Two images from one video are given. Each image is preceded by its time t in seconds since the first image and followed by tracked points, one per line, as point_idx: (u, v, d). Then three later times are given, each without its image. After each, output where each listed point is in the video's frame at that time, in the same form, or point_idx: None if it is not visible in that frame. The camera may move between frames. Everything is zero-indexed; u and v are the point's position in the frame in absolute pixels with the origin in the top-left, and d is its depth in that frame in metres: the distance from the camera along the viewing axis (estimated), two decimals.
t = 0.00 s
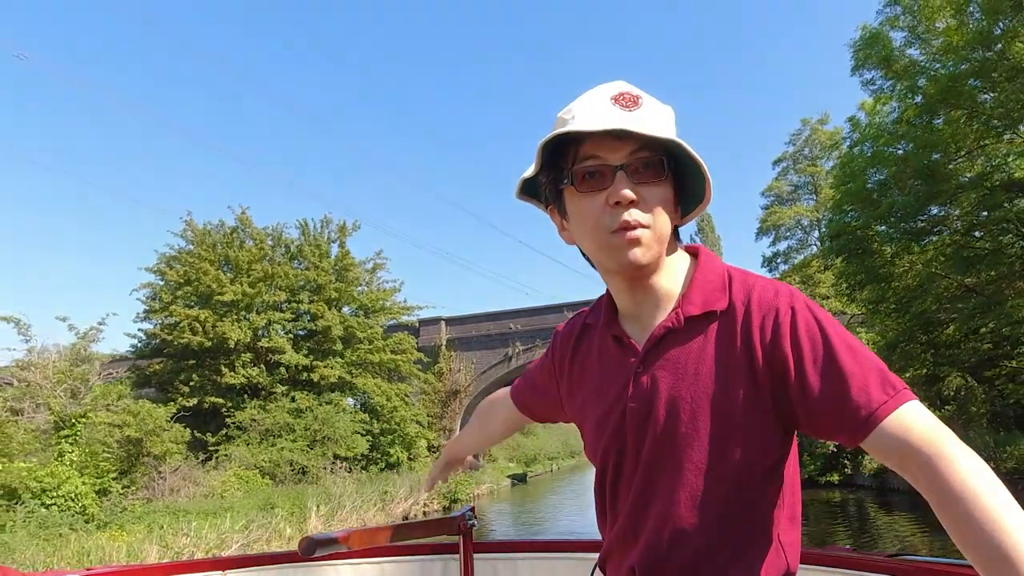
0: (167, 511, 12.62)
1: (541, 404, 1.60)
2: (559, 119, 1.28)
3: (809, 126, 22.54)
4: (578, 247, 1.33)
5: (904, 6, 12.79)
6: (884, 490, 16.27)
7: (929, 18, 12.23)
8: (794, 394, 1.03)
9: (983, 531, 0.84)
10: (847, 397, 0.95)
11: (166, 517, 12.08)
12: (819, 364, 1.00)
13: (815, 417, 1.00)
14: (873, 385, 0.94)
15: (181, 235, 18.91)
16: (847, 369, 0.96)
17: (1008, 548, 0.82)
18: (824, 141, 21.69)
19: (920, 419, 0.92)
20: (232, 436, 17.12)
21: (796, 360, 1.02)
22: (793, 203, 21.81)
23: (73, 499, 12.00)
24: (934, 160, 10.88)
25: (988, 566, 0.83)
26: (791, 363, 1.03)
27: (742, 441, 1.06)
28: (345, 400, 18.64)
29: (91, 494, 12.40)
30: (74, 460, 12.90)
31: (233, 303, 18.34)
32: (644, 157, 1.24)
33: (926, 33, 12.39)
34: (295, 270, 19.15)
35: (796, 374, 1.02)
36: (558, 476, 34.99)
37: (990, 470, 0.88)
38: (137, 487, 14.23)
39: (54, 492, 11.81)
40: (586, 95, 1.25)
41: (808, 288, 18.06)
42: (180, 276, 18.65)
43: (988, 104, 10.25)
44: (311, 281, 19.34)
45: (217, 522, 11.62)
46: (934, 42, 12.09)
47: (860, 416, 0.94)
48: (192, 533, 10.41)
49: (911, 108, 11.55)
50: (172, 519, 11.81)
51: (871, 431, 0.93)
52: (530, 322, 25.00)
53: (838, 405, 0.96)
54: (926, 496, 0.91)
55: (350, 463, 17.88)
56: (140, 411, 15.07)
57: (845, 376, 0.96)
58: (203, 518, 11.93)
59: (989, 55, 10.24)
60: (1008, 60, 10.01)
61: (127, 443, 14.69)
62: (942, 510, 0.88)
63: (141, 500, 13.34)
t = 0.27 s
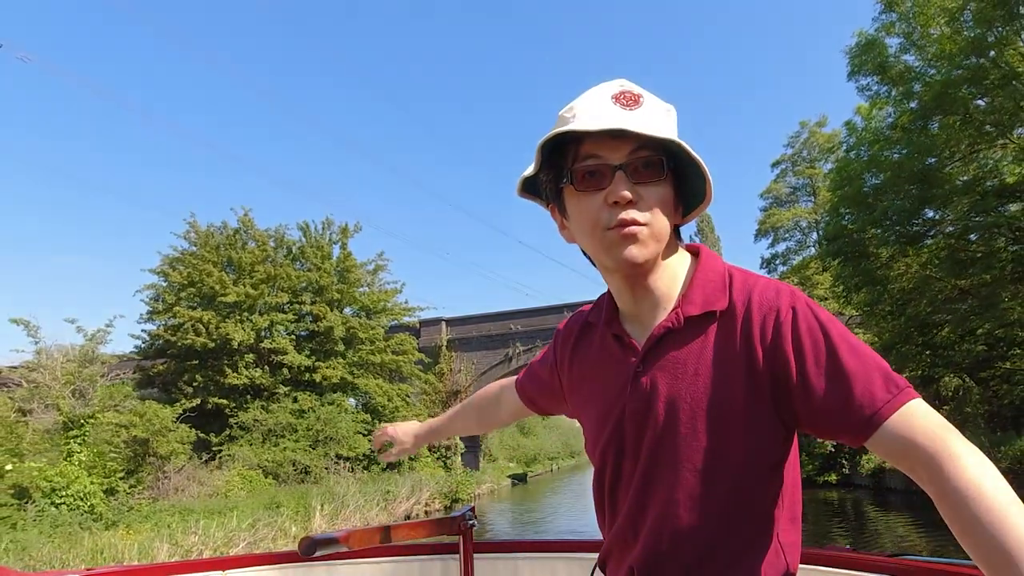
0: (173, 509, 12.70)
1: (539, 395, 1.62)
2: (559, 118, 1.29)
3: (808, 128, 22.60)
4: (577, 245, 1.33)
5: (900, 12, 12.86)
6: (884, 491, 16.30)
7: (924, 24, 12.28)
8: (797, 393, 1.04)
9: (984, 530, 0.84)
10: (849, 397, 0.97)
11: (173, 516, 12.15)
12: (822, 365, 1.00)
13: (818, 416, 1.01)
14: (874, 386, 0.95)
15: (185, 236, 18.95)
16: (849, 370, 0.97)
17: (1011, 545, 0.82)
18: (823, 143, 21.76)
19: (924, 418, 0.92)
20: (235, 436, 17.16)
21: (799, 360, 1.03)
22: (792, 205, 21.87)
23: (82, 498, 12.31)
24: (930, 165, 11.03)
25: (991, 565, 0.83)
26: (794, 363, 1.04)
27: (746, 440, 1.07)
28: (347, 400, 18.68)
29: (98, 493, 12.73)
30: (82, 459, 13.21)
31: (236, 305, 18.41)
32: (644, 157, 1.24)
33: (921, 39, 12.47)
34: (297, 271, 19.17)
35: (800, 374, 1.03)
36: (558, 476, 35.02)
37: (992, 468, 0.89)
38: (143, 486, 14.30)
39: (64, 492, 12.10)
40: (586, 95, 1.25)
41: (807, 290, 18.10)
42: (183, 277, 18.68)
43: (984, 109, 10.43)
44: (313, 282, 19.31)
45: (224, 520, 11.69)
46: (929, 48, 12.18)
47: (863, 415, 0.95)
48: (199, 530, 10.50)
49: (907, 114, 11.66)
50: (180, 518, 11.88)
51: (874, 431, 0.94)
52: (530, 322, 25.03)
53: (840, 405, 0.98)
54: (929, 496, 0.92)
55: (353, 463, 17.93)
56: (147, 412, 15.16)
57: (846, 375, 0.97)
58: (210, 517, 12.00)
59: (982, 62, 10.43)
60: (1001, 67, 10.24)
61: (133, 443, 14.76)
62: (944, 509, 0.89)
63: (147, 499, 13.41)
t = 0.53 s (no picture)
0: (179, 509, 12.75)
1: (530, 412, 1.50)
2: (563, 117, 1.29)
3: (806, 130, 22.63)
4: (581, 244, 1.33)
5: (895, 19, 12.90)
6: (884, 491, 16.32)
7: (918, 30, 12.30)
8: (799, 392, 1.05)
9: (978, 530, 0.85)
10: (849, 396, 0.98)
11: (179, 516, 12.19)
12: (822, 365, 1.01)
13: (818, 416, 1.02)
14: (874, 383, 0.96)
15: (188, 238, 18.96)
16: (849, 368, 0.99)
17: (1005, 546, 0.82)
18: (822, 145, 21.80)
19: (919, 421, 0.94)
20: (239, 436, 17.20)
21: (801, 359, 1.04)
22: (791, 207, 21.91)
23: (90, 498, 12.40)
24: (928, 169, 11.13)
25: (984, 566, 0.83)
26: (796, 362, 1.05)
27: (750, 437, 1.07)
28: (348, 400, 18.70)
29: (106, 493, 12.82)
30: (90, 460, 13.30)
31: (239, 306, 18.43)
32: (649, 155, 1.24)
33: (916, 44, 12.50)
34: (299, 273, 19.15)
35: (801, 373, 1.04)
36: (558, 476, 35.06)
37: (984, 469, 0.90)
38: (149, 486, 14.32)
39: (72, 492, 12.17)
40: (591, 94, 1.26)
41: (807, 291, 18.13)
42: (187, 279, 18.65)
43: (977, 116, 10.56)
44: (315, 284, 19.29)
45: (230, 520, 11.72)
46: (924, 54, 12.22)
47: (859, 415, 0.96)
48: (207, 530, 10.54)
49: (903, 120, 11.71)
50: (187, 517, 11.93)
51: (873, 429, 0.95)
52: (530, 323, 25.05)
53: (842, 403, 0.99)
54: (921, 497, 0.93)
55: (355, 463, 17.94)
56: (153, 413, 15.20)
57: (843, 376, 0.99)
58: (216, 517, 12.04)
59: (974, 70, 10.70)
60: (993, 74, 10.53)
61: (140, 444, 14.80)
62: (936, 512, 0.90)
63: (153, 499, 13.46)
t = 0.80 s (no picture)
0: (185, 508, 12.78)
1: (514, 420, 1.46)
2: (572, 112, 1.28)
3: (805, 132, 22.69)
4: (586, 242, 1.32)
5: (892, 24, 12.95)
6: (885, 491, 16.34)
7: (914, 37, 12.30)
8: (803, 394, 1.05)
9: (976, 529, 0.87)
10: (850, 397, 0.98)
11: (185, 515, 12.21)
12: (824, 366, 1.02)
13: (820, 417, 1.03)
14: (875, 385, 0.97)
15: (191, 239, 18.98)
16: (853, 369, 0.99)
17: (1001, 548, 0.85)
18: (820, 147, 21.86)
19: (918, 422, 0.95)
20: (241, 437, 17.21)
21: (804, 359, 1.05)
22: (789, 209, 21.96)
23: (98, 497, 12.45)
24: (925, 172, 11.17)
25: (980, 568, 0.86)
26: (799, 363, 1.05)
27: (754, 440, 1.08)
28: (350, 401, 18.73)
29: (114, 492, 12.86)
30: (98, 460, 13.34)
31: (241, 307, 18.46)
32: (659, 153, 1.24)
33: (911, 50, 12.54)
34: (300, 274, 19.16)
35: (805, 373, 1.05)
36: (557, 476, 35.06)
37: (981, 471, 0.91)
38: (155, 485, 14.32)
39: (81, 490, 12.21)
40: (601, 90, 1.25)
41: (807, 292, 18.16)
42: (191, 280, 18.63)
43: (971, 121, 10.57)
44: (317, 285, 19.30)
45: (236, 519, 11.76)
46: (919, 59, 12.26)
47: (860, 415, 0.97)
48: (215, 528, 10.60)
49: (897, 125, 11.75)
50: (194, 516, 11.98)
51: (874, 431, 0.96)
52: (530, 323, 25.08)
53: (844, 404, 0.99)
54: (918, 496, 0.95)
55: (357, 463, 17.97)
56: (159, 413, 15.23)
57: (844, 376, 0.99)
58: (223, 516, 12.07)
59: (964, 77, 10.70)
60: (989, 77, 10.62)
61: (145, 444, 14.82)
62: (935, 512, 0.91)
63: (160, 498, 13.48)
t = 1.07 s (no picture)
0: (192, 507, 12.78)
1: (515, 414, 1.51)
2: (569, 109, 1.29)
3: (803, 135, 22.72)
4: (581, 238, 1.33)
5: (887, 30, 12.96)
6: (885, 491, 16.37)
7: (909, 42, 12.29)
8: (799, 388, 1.05)
9: (983, 529, 0.86)
10: (846, 390, 0.98)
11: (193, 514, 12.21)
12: (820, 364, 1.01)
13: (817, 412, 1.03)
14: (872, 377, 0.96)
15: (194, 241, 18.96)
16: (847, 364, 0.99)
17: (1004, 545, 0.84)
18: (818, 150, 21.89)
19: (920, 417, 0.94)
20: (245, 437, 17.24)
21: (799, 353, 1.04)
22: (788, 210, 21.99)
23: (107, 497, 12.45)
24: (922, 174, 11.18)
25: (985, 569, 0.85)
26: (794, 357, 1.05)
27: (752, 437, 1.08)
28: (352, 401, 18.74)
29: (121, 491, 12.81)
30: (106, 459, 13.34)
31: (244, 309, 18.45)
32: (654, 152, 1.25)
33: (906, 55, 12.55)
34: (302, 276, 19.14)
35: (799, 367, 1.04)
36: (557, 476, 35.07)
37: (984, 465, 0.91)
38: (161, 486, 14.26)
39: (90, 489, 12.22)
40: (600, 87, 1.26)
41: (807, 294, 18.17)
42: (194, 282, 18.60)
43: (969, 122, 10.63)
44: (318, 286, 19.25)
45: (242, 518, 11.79)
46: (913, 64, 12.28)
47: (858, 413, 0.96)
48: (223, 527, 10.64)
49: (892, 131, 11.76)
50: (202, 515, 12.00)
51: (871, 426, 0.95)
52: (530, 324, 25.10)
53: (840, 398, 0.99)
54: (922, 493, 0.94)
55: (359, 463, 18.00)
56: (165, 414, 15.23)
57: (840, 371, 0.99)
58: (230, 515, 12.09)
59: (955, 85, 10.74)
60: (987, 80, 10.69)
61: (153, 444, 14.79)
62: (939, 507, 0.91)
63: (167, 498, 13.47)
